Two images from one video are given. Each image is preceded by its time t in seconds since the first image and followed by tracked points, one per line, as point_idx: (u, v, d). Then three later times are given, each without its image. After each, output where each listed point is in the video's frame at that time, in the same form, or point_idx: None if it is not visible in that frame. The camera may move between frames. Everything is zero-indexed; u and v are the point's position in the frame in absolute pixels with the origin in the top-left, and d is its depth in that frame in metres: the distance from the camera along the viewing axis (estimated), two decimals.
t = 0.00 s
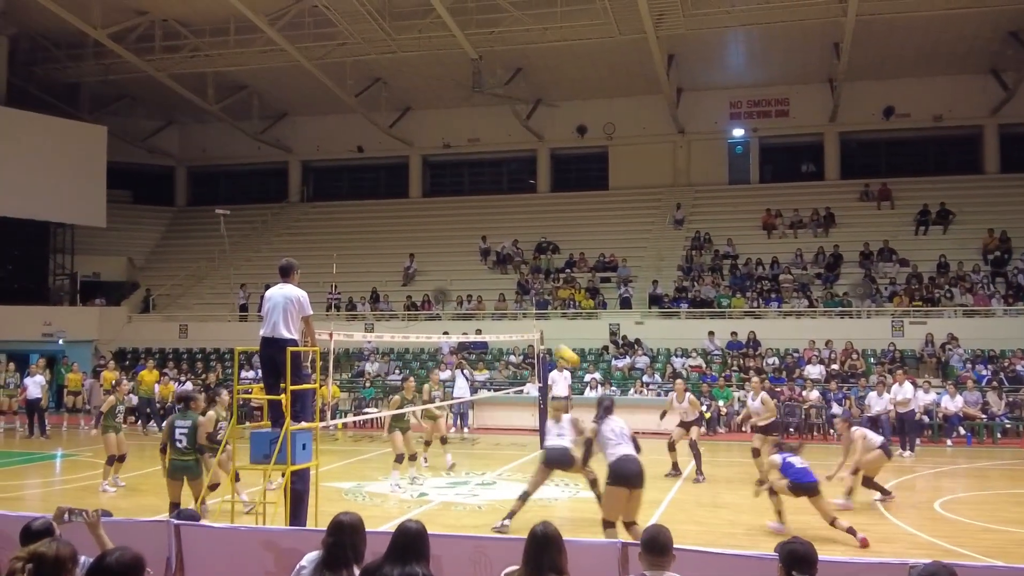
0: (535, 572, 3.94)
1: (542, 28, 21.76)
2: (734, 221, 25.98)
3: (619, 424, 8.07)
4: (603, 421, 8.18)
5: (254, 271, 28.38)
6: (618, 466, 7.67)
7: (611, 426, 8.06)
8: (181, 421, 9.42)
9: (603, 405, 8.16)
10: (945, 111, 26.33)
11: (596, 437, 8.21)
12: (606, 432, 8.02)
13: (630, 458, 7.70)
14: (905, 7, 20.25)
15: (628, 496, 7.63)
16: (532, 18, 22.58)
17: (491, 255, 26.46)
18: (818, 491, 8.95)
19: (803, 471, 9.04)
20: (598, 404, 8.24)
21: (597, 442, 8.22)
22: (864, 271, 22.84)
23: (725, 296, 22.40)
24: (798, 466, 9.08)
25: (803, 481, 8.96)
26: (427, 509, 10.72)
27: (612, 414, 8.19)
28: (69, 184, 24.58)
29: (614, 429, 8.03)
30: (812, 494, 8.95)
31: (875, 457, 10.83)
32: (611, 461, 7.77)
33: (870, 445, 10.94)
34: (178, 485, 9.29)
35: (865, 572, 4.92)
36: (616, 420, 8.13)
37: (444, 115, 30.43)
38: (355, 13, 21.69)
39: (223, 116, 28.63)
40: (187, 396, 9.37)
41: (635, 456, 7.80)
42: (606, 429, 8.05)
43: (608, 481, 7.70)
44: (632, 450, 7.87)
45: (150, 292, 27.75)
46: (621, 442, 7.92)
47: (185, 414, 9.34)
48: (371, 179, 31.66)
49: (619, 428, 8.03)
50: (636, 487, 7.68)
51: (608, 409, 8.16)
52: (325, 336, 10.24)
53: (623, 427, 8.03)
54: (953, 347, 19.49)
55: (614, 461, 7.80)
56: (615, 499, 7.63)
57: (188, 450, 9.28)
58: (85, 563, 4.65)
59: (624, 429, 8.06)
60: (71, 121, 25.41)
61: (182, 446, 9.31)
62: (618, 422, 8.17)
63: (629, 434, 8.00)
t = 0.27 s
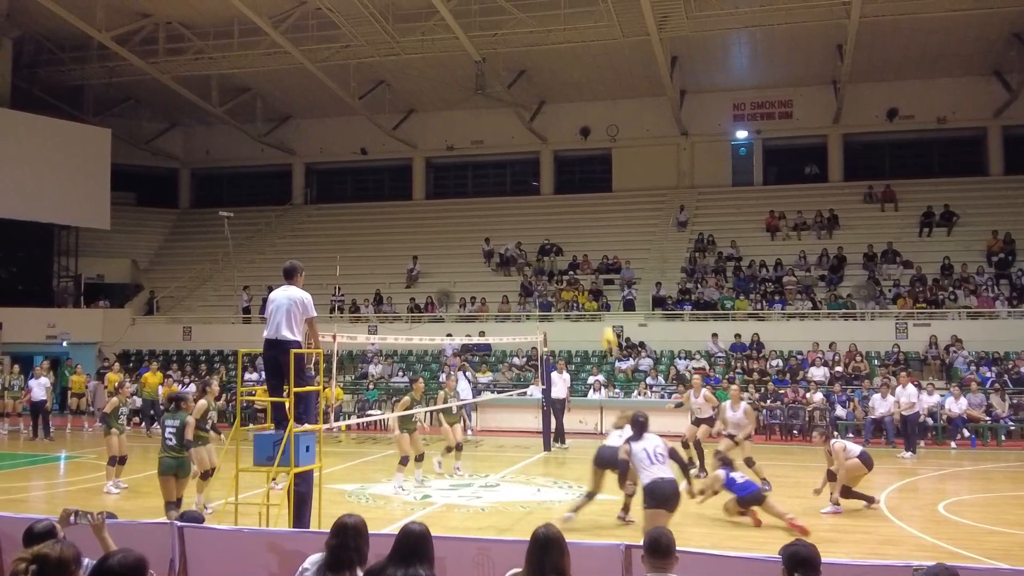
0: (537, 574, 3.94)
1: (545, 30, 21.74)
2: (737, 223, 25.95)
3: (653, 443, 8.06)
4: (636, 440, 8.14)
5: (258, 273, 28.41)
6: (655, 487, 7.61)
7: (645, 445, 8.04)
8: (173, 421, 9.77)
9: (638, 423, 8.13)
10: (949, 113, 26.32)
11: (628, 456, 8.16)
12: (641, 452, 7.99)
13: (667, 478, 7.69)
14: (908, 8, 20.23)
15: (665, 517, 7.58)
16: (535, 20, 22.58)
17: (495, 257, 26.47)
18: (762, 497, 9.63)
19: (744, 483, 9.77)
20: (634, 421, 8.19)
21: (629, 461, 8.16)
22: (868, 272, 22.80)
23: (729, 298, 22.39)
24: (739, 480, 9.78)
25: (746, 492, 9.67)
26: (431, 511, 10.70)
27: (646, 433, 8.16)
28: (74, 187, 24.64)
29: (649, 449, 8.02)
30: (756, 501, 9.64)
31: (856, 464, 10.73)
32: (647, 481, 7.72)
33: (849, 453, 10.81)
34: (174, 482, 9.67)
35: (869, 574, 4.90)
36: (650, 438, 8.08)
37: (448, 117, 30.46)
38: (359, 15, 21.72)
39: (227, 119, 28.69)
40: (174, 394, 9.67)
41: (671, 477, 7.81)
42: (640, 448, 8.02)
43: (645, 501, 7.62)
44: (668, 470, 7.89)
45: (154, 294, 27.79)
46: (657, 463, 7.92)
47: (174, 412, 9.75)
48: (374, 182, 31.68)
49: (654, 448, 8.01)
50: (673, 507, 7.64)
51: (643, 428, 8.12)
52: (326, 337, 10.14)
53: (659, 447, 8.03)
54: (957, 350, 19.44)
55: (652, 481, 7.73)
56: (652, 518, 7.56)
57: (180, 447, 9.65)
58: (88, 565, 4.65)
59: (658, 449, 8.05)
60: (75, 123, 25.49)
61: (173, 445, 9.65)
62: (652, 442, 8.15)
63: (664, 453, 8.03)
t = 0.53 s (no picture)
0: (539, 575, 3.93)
1: (548, 32, 21.73)
2: (740, 224, 25.92)
3: (681, 442, 7.77)
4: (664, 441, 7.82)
5: (261, 274, 28.43)
6: (690, 486, 7.32)
7: (674, 444, 7.73)
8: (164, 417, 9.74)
9: (665, 424, 7.80)
10: (952, 114, 26.30)
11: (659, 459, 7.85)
12: (671, 453, 7.68)
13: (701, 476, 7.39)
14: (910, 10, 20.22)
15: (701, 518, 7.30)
16: (538, 22, 22.59)
17: (498, 258, 26.47)
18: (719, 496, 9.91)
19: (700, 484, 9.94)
20: (659, 421, 7.87)
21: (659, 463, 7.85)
22: (871, 274, 22.78)
23: (732, 299, 22.37)
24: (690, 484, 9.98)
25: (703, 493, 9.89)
26: (433, 512, 10.69)
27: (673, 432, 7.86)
28: (76, 189, 24.66)
29: (679, 449, 7.71)
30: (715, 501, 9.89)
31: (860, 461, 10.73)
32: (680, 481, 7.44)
33: (857, 448, 10.76)
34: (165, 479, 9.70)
35: None
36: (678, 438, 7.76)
37: (450, 119, 30.48)
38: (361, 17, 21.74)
39: (230, 121, 28.73)
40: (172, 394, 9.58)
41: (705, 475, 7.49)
42: (670, 448, 7.72)
43: (679, 503, 7.33)
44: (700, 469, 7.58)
45: (156, 296, 27.81)
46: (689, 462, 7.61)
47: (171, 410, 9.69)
48: (376, 183, 31.70)
49: (684, 448, 7.70)
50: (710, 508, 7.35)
51: (670, 428, 7.81)
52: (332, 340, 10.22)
53: (687, 446, 7.74)
54: (960, 351, 19.39)
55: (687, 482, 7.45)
56: (686, 520, 7.28)
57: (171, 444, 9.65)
58: (90, 565, 4.66)
59: (688, 449, 7.75)
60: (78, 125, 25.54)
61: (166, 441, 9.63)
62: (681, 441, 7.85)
63: (694, 451, 7.72)
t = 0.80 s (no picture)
0: None
1: (549, 33, 21.73)
2: (741, 226, 25.91)
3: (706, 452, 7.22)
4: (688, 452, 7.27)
5: (261, 276, 28.43)
6: (717, 498, 6.77)
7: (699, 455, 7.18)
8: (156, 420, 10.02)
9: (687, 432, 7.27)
10: (953, 116, 26.30)
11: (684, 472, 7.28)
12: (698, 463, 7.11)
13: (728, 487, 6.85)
14: (911, 12, 20.21)
15: (730, 533, 6.73)
16: (539, 23, 22.62)
17: (498, 260, 26.48)
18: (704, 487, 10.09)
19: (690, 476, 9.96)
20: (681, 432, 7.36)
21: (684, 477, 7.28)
22: (872, 275, 22.76)
23: (732, 301, 22.36)
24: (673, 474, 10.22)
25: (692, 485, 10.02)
26: (434, 514, 10.68)
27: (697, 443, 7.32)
28: (77, 191, 24.66)
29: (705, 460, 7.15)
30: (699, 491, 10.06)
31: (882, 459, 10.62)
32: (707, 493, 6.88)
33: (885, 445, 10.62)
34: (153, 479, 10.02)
35: None
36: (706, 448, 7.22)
37: (451, 120, 30.50)
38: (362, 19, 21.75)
39: (231, 122, 28.75)
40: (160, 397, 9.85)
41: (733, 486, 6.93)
42: (696, 458, 7.15)
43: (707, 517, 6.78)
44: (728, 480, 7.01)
45: (157, 298, 27.83)
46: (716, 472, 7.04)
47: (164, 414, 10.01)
48: (377, 185, 31.70)
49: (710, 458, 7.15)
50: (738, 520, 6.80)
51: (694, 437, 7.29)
52: (332, 340, 10.29)
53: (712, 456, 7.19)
54: (961, 352, 19.36)
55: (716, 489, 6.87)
56: (713, 535, 6.73)
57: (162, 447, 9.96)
58: (90, 568, 4.67)
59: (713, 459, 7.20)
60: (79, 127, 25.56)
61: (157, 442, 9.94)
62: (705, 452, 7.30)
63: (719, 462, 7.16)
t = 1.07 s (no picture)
0: None
1: (547, 34, 21.73)
2: (738, 226, 25.92)
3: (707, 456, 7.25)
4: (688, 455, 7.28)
5: (259, 277, 28.41)
6: (724, 505, 6.81)
7: (701, 459, 7.19)
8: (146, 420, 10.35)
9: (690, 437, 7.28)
10: (950, 117, 26.34)
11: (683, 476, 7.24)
12: (701, 468, 7.11)
13: (733, 495, 6.91)
14: (908, 13, 20.23)
15: (734, 539, 6.79)
16: (537, 24, 22.62)
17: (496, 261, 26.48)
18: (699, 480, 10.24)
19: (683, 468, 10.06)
20: (683, 435, 7.34)
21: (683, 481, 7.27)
22: (870, 276, 22.79)
23: (730, 302, 22.38)
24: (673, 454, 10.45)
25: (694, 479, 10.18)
26: (431, 515, 10.68)
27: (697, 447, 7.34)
28: (75, 192, 24.66)
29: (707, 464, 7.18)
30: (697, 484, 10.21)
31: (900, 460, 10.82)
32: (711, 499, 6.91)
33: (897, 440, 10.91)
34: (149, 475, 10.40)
35: None
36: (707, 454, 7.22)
37: (449, 121, 30.51)
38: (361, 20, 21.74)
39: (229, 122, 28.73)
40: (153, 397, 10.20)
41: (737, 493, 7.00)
42: (698, 463, 7.15)
43: (712, 523, 6.81)
44: (730, 487, 7.08)
45: (155, 299, 27.80)
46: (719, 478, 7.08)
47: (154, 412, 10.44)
48: (375, 185, 31.70)
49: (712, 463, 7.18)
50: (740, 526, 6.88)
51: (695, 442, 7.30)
52: (329, 340, 10.30)
53: (714, 461, 7.23)
54: (958, 353, 19.38)
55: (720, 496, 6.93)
56: (720, 543, 6.77)
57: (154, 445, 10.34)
58: (87, 569, 4.66)
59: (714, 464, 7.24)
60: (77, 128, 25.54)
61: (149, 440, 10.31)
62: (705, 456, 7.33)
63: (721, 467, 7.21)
